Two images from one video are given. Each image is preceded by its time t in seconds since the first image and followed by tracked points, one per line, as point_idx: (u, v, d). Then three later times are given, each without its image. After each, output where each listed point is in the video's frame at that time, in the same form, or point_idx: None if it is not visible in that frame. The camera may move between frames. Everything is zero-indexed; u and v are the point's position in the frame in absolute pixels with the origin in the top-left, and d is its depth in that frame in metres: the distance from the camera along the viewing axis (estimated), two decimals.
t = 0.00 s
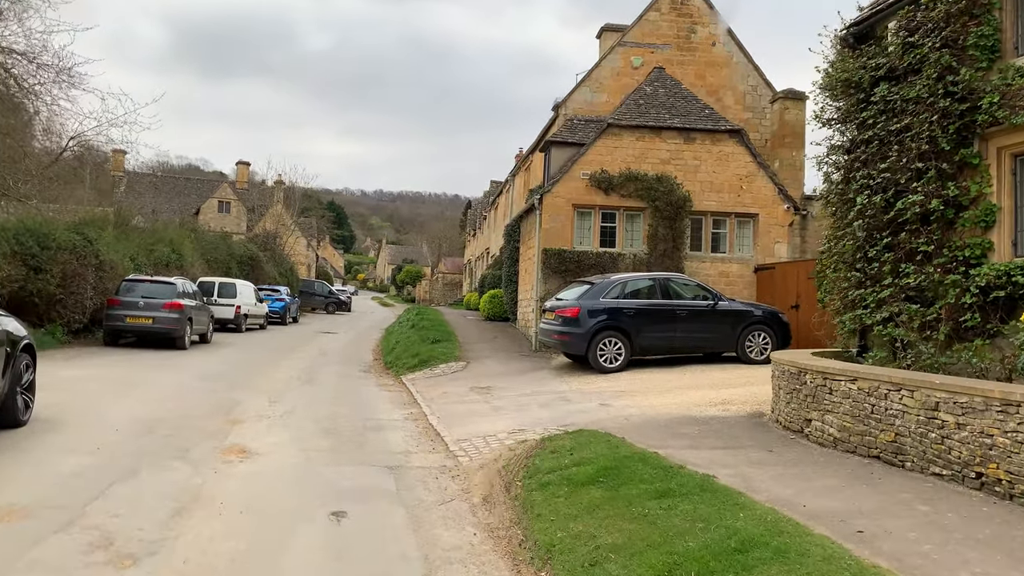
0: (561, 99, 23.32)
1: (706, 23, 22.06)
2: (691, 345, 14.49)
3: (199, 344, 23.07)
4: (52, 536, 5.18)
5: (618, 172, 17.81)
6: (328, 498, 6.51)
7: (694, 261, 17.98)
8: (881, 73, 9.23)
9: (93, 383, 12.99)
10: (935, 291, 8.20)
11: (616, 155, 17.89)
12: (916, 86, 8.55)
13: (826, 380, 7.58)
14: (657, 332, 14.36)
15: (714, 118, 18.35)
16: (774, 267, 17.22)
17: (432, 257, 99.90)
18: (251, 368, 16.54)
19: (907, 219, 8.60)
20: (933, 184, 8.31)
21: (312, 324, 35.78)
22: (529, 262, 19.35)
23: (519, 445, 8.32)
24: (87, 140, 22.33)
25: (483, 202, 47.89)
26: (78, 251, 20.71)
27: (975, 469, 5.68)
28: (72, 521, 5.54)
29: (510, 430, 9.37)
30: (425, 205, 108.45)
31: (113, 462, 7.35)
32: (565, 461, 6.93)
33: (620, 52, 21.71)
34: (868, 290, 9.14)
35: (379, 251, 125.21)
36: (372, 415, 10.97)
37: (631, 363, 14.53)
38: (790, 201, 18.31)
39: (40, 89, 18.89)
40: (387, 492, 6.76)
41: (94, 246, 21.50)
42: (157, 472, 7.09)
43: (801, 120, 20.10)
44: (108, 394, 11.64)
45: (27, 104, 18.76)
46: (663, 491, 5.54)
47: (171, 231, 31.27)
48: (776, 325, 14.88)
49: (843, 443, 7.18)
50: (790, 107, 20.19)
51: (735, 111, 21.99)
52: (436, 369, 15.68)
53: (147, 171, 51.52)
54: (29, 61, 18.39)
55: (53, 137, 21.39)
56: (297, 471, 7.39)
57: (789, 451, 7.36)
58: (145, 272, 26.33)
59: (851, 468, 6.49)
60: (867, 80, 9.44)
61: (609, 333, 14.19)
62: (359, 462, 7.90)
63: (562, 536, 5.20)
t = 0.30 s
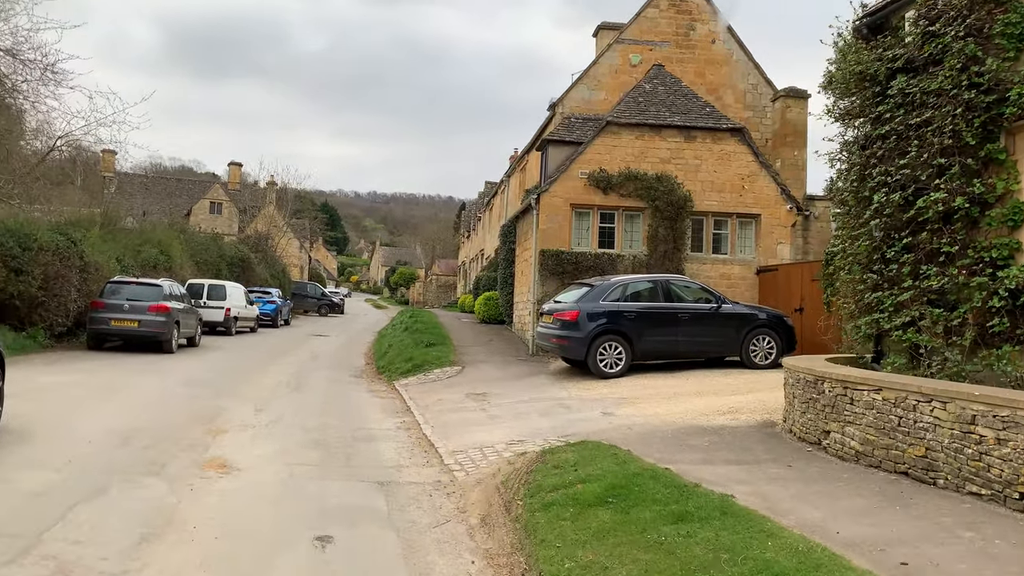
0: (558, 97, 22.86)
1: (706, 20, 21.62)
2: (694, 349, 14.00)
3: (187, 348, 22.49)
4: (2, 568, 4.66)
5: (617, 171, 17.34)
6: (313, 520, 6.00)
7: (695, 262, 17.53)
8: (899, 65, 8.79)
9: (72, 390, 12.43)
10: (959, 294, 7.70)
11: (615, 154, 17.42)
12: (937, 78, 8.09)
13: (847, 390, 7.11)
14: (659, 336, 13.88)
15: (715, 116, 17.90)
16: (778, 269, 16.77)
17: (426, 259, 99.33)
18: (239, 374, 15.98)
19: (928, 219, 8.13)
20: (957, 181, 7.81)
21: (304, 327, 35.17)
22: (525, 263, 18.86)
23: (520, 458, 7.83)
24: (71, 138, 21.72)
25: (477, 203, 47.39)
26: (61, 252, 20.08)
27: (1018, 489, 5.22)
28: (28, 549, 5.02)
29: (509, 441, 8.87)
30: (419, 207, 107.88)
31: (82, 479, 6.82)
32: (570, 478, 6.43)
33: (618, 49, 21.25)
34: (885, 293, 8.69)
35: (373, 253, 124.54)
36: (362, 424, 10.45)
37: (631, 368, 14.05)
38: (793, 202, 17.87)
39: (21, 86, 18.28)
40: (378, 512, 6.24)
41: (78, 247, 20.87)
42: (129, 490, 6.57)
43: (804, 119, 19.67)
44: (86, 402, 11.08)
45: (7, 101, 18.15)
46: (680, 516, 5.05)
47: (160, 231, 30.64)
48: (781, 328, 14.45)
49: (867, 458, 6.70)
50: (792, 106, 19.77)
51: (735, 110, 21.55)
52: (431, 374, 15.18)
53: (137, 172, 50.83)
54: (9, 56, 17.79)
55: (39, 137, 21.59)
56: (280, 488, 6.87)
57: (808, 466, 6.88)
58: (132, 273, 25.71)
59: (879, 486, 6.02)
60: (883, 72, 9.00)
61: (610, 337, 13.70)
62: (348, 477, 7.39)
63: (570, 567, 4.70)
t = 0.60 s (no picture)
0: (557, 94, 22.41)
1: (707, 15, 21.20)
2: (700, 351, 13.52)
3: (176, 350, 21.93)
4: None
5: (618, 168, 16.88)
6: (301, 538, 5.49)
7: (699, 261, 17.07)
8: (922, 52, 8.34)
9: (51, 393, 11.87)
10: (991, 293, 7.16)
11: (616, 151, 16.96)
12: (965, 63, 7.61)
13: (875, 394, 6.64)
14: (664, 337, 13.40)
15: (719, 112, 17.46)
16: (783, 269, 16.34)
17: (422, 260, 98.77)
18: (229, 377, 15.44)
19: (956, 212, 7.64)
20: (990, 171, 7.25)
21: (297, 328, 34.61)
22: (524, 263, 18.36)
23: (524, 468, 7.34)
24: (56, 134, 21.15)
25: (473, 203, 46.89)
26: (45, 251, 19.46)
27: None
28: None
29: (511, 449, 8.38)
30: (414, 208, 107.32)
31: (51, 493, 6.29)
32: (580, 491, 5.94)
33: (618, 45, 20.81)
34: (909, 291, 8.23)
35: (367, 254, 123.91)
36: (356, 430, 9.95)
37: (635, 370, 13.57)
38: (799, 200, 17.44)
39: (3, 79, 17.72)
40: (373, 529, 5.74)
41: (63, 246, 20.26)
42: (102, 504, 6.05)
43: (809, 115, 19.26)
44: (64, 407, 10.53)
45: None
46: (706, 535, 4.57)
47: (150, 231, 30.03)
48: (789, 329, 13.99)
49: (898, 468, 6.23)
50: (796, 102, 19.33)
51: (738, 107, 21.14)
52: (427, 377, 14.67)
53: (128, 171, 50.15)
54: None
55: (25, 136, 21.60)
56: (266, 501, 6.36)
57: (835, 476, 6.42)
58: (120, 273, 25.12)
59: (918, 499, 5.55)
60: (906, 60, 8.55)
61: (613, 338, 13.22)
62: (341, 488, 6.89)
63: None
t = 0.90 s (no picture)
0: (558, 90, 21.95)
1: (711, 10, 20.75)
2: (709, 354, 13.05)
3: (167, 352, 21.39)
4: None
5: (622, 164, 16.41)
6: (291, 559, 4.99)
7: (705, 261, 16.61)
8: (951, 38, 7.88)
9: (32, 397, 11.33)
10: None
11: (620, 147, 16.50)
12: (1000, 48, 7.13)
13: (911, 401, 6.17)
14: (671, 339, 12.92)
15: (725, 107, 17.01)
16: (792, 268, 15.92)
17: (418, 261, 98.17)
18: (220, 379, 14.92)
19: (990, 207, 7.16)
20: None
21: (292, 329, 34.06)
22: (525, 262, 17.87)
23: (532, 479, 6.86)
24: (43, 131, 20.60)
25: (470, 203, 46.33)
26: (32, 250, 18.89)
27: None
28: None
29: (517, 458, 7.90)
30: (411, 209, 106.75)
31: (20, 508, 5.79)
32: (596, 507, 5.47)
33: (621, 39, 20.36)
34: (939, 290, 7.76)
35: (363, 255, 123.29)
36: (352, 437, 9.45)
37: (641, 373, 13.08)
38: (807, 197, 17.02)
39: None
40: (370, 549, 5.25)
41: (51, 245, 19.69)
42: (77, 521, 5.55)
43: (816, 112, 18.84)
44: (44, 412, 9.99)
45: None
46: (744, 562, 4.10)
47: (141, 230, 29.44)
48: (800, 330, 13.53)
49: (939, 481, 5.77)
50: (803, 98, 18.86)
51: (743, 103, 20.70)
52: (425, 380, 14.18)
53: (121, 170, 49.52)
54: None
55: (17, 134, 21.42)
56: (254, 517, 5.87)
57: (870, 489, 5.96)
58: (111, 273, 24.56)
59: (968, 518, 5.08)
60: (933, 47, 8.06)
61: (619, 340, 12.73)
62: (335, 502, 6.40)
63: None
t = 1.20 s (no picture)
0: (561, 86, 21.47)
1: (718, 4, 20.28)
2: (721, 357, 12.57)
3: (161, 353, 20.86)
4: None
5: (629, 161, 15.94)
6: None
7: (713, 261, 16.14)
8: (988, 23, 7.39)
9: (15, 402, 10.81)
10: None
11: (626, 143, 16.03)
12: None
13: (958, 411, 5.70)
14: (682, 342, 12.44)
15: (735, 103, 16.55)
16: (804, 268, 15.49)
17: (416, 261, 97.61)
18: (215, 383, 14.42)
19: None
20: None
21: (289, 331, 33.53)
22: (528, 262, 17.40)
23: (545, 494, 6.38)
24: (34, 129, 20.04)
25: (470, 202, 45.24)
26: (21, 249, 18.33)
27: None
28: None
29: (527, 469, 7.41)
30: (409, 209, 106.15)
31: None
32: (621, 530, 4.98)
33: (625, 34, 19.91)
34: (977, 291, 7.29)
35: (361, 255, 122.76)
36: (351, 445, 8.96)
37: (651, 377, 12.60)
38: (818, 196, 16.57)
39: None
40: None
41: (41, 244, 19.14)
42: (51, 544, 5.06)
43: (826, 108, 18.36)
44: (26, 418, 9.48)
45: None
46: None
47: (135, 229, 28.88)
48: (815, 333, 13.06)
49: (991, 499, 5.31)
50: (813, 94, 18.41)
51: (750, 100, 20.24)
52: (426, 384, 13.69)
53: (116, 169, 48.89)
54: None
55: (9, 133, 20.83)
56: (247, 538, 5.38)
57: (916, 508, 5.49)
58: (103, 273, 24.03)
59: None
60: (968, 33, 7.58)
61: (628, 343, 12.24)
62: (334, 520, 5.91)
63: None
